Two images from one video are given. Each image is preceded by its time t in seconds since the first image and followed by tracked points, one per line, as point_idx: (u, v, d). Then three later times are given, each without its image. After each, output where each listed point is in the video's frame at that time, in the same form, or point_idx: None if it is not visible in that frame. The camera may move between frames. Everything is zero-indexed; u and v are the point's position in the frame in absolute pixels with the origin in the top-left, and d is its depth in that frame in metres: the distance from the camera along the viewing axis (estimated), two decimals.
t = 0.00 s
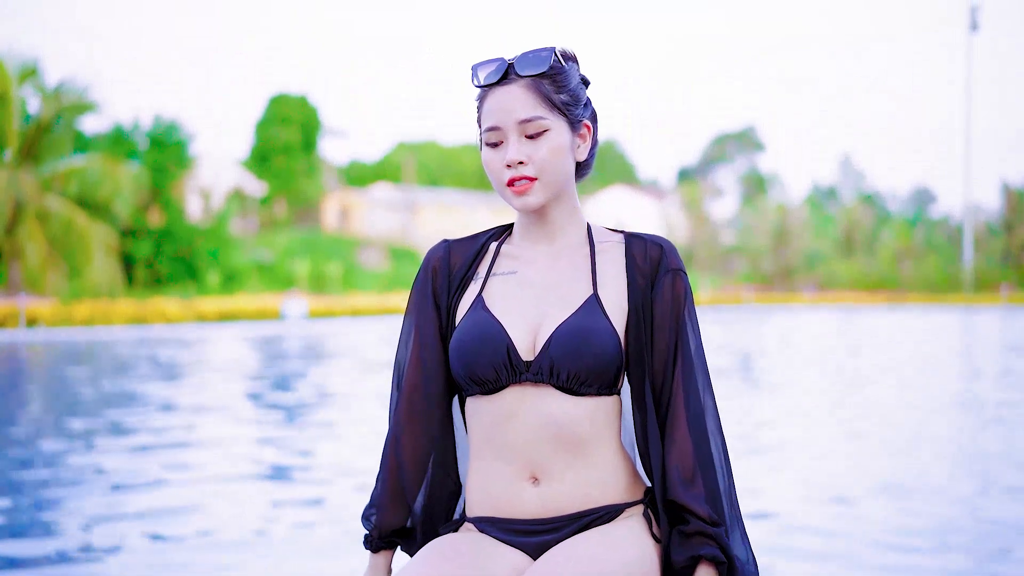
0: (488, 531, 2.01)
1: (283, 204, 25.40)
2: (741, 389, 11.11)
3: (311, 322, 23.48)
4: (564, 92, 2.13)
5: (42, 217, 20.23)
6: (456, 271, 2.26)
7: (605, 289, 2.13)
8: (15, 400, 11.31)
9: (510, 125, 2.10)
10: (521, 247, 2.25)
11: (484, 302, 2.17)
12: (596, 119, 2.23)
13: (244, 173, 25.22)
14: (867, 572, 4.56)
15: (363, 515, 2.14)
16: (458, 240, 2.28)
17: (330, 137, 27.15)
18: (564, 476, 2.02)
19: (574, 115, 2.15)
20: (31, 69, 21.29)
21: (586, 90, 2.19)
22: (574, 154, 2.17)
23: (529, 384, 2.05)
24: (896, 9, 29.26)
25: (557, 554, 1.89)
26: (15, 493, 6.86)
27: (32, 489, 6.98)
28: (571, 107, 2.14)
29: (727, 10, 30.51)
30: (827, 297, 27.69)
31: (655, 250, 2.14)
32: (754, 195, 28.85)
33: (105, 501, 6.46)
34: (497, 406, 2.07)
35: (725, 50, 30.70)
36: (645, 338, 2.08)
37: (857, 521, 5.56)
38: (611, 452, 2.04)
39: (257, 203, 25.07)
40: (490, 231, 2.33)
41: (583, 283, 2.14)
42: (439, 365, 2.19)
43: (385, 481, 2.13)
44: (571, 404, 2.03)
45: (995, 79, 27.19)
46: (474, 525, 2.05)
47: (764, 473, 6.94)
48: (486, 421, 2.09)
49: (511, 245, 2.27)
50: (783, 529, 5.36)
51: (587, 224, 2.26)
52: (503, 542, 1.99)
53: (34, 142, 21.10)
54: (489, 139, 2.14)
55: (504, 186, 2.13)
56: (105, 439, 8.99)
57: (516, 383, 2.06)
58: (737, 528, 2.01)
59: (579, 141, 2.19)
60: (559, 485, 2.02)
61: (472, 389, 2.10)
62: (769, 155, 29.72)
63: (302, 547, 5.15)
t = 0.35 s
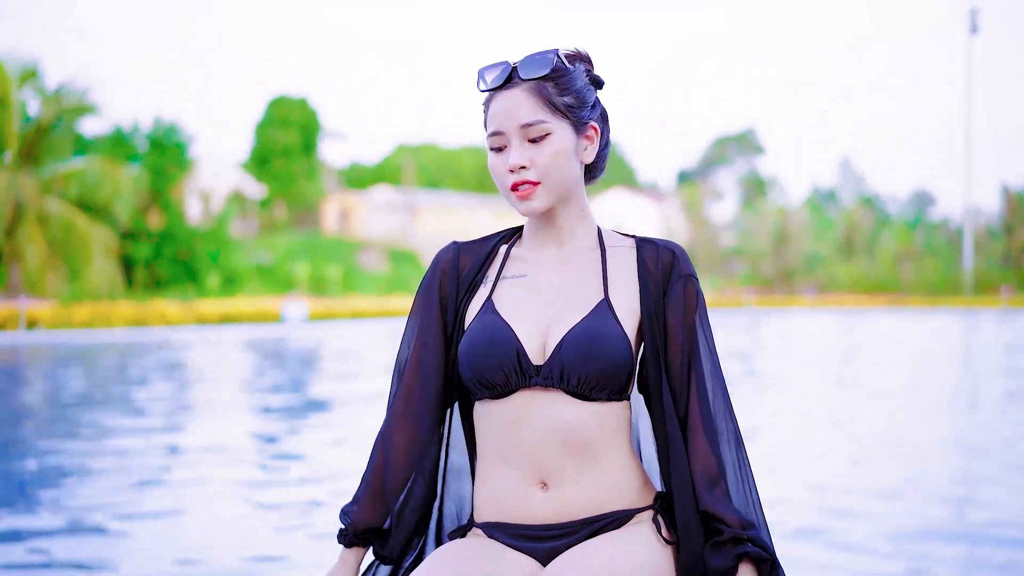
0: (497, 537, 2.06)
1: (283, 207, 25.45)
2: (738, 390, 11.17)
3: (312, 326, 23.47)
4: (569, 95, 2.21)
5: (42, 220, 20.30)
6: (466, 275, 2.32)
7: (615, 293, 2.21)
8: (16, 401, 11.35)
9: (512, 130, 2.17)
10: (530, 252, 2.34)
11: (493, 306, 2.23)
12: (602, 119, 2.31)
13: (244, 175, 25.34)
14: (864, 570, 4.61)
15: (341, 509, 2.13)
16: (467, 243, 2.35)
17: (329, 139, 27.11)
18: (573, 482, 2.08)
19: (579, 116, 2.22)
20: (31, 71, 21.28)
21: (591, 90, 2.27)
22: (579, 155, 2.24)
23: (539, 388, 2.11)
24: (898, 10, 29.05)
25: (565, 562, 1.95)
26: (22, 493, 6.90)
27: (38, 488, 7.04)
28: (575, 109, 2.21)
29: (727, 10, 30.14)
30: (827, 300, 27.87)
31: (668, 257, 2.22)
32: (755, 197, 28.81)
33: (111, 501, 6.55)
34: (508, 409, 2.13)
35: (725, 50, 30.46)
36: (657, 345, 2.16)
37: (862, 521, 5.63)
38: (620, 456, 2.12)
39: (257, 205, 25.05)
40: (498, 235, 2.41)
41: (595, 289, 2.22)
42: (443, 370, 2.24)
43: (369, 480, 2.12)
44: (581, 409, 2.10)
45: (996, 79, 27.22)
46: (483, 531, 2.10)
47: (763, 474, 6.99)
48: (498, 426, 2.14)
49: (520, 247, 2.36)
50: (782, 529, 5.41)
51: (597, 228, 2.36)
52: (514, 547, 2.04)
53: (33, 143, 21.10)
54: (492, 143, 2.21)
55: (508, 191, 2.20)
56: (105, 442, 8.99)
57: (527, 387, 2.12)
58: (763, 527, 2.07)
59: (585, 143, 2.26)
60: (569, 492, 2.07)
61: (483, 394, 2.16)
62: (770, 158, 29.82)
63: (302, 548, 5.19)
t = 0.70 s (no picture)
0: (505, 540, 2.10)
1: (281, 207, 25.46)
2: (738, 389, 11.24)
3: (312, 327, 23.54)
4: (575, 94, 2.22)
5: (41, 220, 20.37)
6: (473, 275, 2.41)
7: (626, 294, 2.30)
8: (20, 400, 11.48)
9: (516, 131, 2.18)
10: (541, 253, 2.41)
11: (503, 307, 2.31)
12: (610, 117, 2.31)
13: (242, 175, 25.43)
14: (862, 566, 4.68)
15: (315, 499, 2.13)
16: (476, 244, 2.44)
17: (328, 139, 27.19)
18: (583, 484, 2.13)
19: (584, 116, 2.22)
20: (30, 71, 21.50)
21: (597, 90, 2.27)
22: (587, 154, 2.24)
23: (551, 390, 2.18)
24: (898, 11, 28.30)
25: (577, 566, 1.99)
26: (18, 492, 6.94)
27: (34, 488, 7.06)
28: (581, 108, 2.22)
29: (727, 9, 29.30)
30: (827, 300, 28.56)
31: (681, 259, 2.32)
32: (753, 198, 29.38)
33: (112, 500, 6.59)
34: (520, 410, 2.20)
35: (725, 50, 29.75)
36: (671, 345, 2.24)
37: (863, 518, 5.69)
38: (632, 458, 2.17)
39: (255, 206, 25.18)
40: (506, 236, 2.49)
41: (607, 292, 2.30)
42: (444, 370, 2.31)
43: (352, 472, 2.12)
44: (592, 411, 2.16)
45: (995, 79, 26.89)
46: (495, 534, 2.13)
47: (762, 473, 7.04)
48: (509, 428, 2.20)
49: (530, 248, 2.45)
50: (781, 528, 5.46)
51: (608, 230, 2.45)
52: (524, 552, 2.07)
53: (32, 143, 21.28)
54: (499, 145, 2.22)
55: (513, 194, 2.21)
56: (109, 441, 9.05)
57: (537, 389, 2.19)
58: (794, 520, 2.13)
59: (592, 141, 2.26)
60: (579, 493, 2.13)
61: (494, 396, 2.23)
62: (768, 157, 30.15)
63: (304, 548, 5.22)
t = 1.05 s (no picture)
0: (516, 544, 2.10)
1: (275, 207, 25.24)
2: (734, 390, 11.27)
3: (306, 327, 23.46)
4: (581, 93, 2.22)
5: (35, 220, 20.36)
6: (482, 275, 2.42)
7: (637, 294, 2.31)
8: (13, 400, 11.42)
9: (520, 132, 2.18)
10: (548, 254, 2.42)
11: (512, 308, 2.32)
12: (618, 115, 2.31)
13: (236, 175, 25.43)
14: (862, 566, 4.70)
15: (304, 490, 2.13)
16: (485, 243, 2.44)
17: (323, 139, 26.99)
18: (594, 487, 2.13)
19: (590, 114, 2.22)
20: (25, 71, 21.40)
21: (604, 87, 2.28)
22: (593, 153, 2.24)
23: (561, 391, 2.18)
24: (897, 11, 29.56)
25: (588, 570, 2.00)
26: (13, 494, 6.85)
27: (32, 489, 7.03)
28: (586, 107, 2.22)
29: (727, 9, 30.03)
30: (822, 300, 28.33)
31: (693, 261, 2.35)
32: (748, 198, 28.57)
33: (137, 494, 6.75)
34: (530, 411, 2.19)
35: (724, 49, 30.18)
36: (686, 346, 2.27)
37: (863, 518, 5.71)
38: (643, 460, 2.18)
39: (249, 206, 24.77)
40: (514, 236, 2.50)
41: (619, 293, 2.31)
42: (448, 372, 2.33)
43: (350, 467, 2.14)
44: (604, 413, 2.16)
45: (995, 78, 27.77)
46: (504, 538, 2.14)
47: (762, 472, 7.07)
48: (521, 429, 2.19)
49: (539, 247, 2.45)
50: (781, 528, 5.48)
51: (620, 230, 2.45)
52: (533, 556, 2.08)
53: (26, 142, 21.18)
54: (504, 146, 2.22)
55: (519, 194, 2.21)
56: (105, 441, 9.00)
57: (548, 390, 2.19)
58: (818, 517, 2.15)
59: (599, 141, 2.26)
60: (590, 496, 2.12)
61: (503, 398, 2.23)
62: (766, 158, 29.53)
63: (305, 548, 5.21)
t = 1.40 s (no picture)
0: (523, 549, 2.09)
1: (266, 207, 25.03)
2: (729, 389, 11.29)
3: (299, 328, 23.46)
4: (585, 91, 2.22)
5: (25, 220, 20.72)
6: (489, 274, 2.41)
7: (646, 297, 2.32)
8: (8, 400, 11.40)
9: (525, 132, 2.18)
10: (556, 254, 2.42)
11: (520, 307, 2.32)
12: (624, 113, 2.31)
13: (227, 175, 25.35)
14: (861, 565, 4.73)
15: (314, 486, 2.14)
16: (492, 242, 2.44)
17: (313, 139, 26.78)
18: (602, 490, 2.14)
19: (596, 113, 2.22)
20: (15, 70, 21.53)
21: (610, 84, 2.28)
22: (599, 153, 2.24)
23: (569, 393, 2.18)
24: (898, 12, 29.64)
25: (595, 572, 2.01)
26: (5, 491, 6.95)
27: (26, 489, 7.03)
28: (591, 106, 2.22)
29: (727, 10, 29.89)
30: (812, 300, 28.67)
31: (702, 261, 2.37)
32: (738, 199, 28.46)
33: (123, 496, 6.70)
34: (538, 412, 2.19)
35: (725, 49, 29.94)
36: (696, 347, 2.30)
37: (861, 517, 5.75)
38: (650, 463, 2.19)
39: (240, 205, 24.78)
40: (521, 235, 2.50)
41: (627, 295, 2.32)
42: (457, 374, 2.32)
43: (362, 466, 2.16)
44: (614, 414, 2.17)
45: (995, 78, 27.73)
46: (510, 540, 2.13)
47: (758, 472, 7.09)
48: (527, 430, 2.20)
49: (545, 248, 2.45)
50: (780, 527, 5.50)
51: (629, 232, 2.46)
52: (541, 560, 2.07)
53: (17, 142, 21.29)
54: (509, 146, 2.22)
55: (524, 195, 2.21)
56: (99, 442, 8.98)
57: (556, 392, 2.19)
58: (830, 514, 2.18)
59: (606, 139, 2.26)
60: (598, 499, 2.13)
61: (511, 399, 2.22)
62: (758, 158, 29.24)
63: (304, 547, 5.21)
